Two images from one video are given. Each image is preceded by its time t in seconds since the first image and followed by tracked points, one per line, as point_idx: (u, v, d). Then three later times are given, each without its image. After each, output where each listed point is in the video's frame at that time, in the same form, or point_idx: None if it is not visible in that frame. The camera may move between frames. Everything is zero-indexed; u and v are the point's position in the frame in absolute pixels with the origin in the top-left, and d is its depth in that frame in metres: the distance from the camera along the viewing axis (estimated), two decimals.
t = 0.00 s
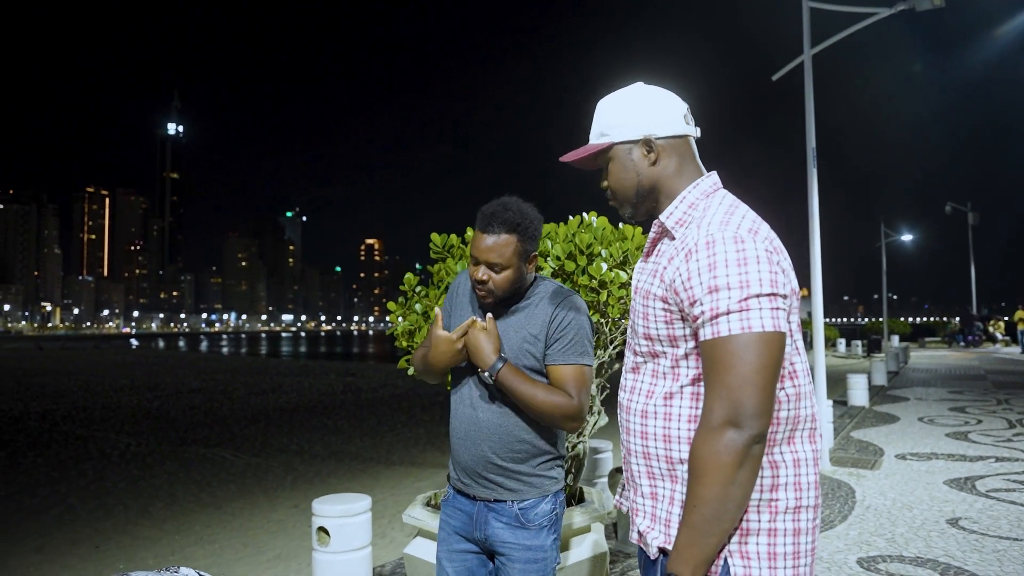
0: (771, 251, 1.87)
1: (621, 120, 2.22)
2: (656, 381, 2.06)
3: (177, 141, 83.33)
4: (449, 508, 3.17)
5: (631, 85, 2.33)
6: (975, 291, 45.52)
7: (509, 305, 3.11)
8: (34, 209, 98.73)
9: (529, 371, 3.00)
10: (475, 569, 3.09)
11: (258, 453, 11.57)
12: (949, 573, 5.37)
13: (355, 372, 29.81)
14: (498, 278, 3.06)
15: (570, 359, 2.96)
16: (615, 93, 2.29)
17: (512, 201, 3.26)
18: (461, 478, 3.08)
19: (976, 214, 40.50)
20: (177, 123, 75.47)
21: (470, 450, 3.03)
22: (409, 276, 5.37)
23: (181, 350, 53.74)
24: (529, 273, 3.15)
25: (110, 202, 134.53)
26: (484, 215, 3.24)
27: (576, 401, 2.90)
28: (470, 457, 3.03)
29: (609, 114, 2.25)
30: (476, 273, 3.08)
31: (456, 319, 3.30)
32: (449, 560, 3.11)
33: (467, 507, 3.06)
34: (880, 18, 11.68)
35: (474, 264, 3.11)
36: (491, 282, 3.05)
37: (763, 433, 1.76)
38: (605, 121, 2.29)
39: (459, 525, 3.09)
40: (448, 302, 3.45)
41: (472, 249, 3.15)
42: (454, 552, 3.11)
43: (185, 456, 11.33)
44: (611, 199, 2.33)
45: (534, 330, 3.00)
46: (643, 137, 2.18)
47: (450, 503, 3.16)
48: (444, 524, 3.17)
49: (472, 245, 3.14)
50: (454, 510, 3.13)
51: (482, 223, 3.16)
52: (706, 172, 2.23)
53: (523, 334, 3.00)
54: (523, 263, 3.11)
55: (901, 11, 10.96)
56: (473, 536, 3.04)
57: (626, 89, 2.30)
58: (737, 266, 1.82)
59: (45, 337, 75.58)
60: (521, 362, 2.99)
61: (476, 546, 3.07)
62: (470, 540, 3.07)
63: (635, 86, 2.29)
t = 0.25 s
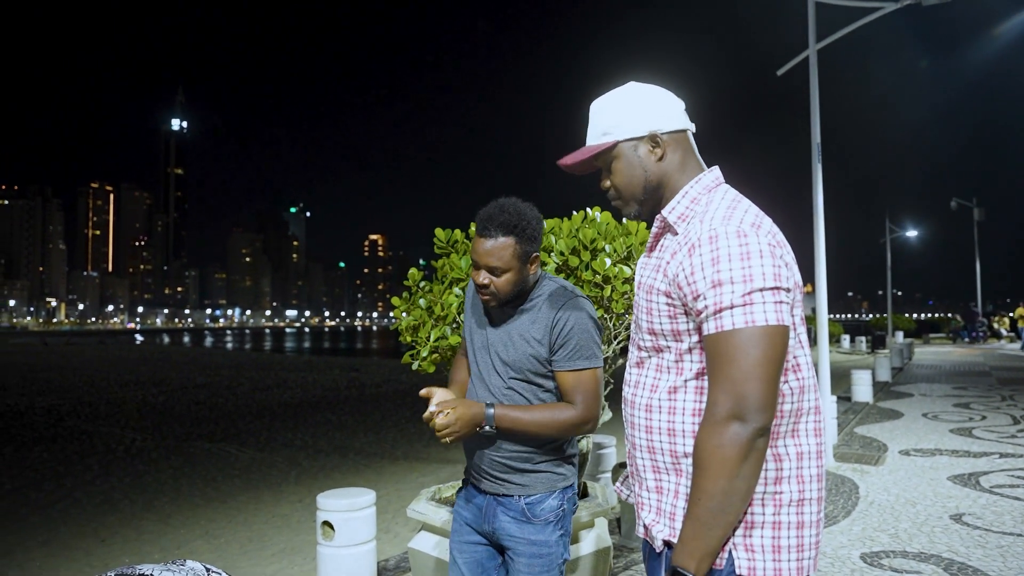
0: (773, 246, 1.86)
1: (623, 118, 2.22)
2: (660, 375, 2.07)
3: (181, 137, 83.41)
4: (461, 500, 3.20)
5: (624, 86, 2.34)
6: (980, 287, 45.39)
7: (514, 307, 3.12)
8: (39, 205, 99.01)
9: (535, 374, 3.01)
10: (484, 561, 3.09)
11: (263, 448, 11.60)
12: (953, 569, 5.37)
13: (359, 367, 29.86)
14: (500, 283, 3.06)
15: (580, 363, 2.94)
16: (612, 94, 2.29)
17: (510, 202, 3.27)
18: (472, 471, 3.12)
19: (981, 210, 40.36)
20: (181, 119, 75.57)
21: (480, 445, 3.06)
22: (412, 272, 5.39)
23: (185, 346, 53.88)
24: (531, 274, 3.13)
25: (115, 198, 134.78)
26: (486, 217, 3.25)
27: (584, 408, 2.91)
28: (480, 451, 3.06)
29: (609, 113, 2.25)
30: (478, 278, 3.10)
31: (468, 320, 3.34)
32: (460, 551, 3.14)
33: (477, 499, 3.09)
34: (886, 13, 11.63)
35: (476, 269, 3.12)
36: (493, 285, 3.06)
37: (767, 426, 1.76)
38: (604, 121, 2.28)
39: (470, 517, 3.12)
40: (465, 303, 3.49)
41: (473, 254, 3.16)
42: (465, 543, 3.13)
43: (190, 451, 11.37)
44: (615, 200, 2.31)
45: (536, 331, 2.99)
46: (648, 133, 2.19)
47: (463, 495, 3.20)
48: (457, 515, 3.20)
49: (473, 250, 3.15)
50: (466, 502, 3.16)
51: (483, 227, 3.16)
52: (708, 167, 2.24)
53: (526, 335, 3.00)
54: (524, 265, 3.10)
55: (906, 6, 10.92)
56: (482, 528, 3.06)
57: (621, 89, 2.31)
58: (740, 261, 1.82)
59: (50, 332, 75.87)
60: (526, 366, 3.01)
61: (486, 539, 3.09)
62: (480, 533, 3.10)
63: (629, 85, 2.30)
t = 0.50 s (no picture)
0: (773, 245, 1.86)
1: (623, 117, 2.22)
2: (660, 373, 2.07)
3: (182, 134, 83.41)
4: (466, 497, 3.21)
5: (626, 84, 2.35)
6: (980, 287, 45.40)
7: (512, 303, 3.13)
8: (39, 203, 98.97)
9: (532, 371, 3.01)
10: (487, 557, 3.11)
11: (263, 446, 11.61)
12: (952, 567, 5.38)
13: (359, 365, 29.87)
14: (496, 276, 3.07)
15: (572, 359, 2.91)
16: (614, 92, 2.29)
17: (507, 197, 3.27)
18: (475, 468, 3.13)
19: (982, 210, 40.36)
20: (181, 117, 75.59)
21: (483, 442, 3.08)
22: (413, 269, 5.39)
23: (186, 344, 53.90)
24: (529, 269, 3.14)
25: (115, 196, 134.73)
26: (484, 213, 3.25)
27: (578, 404, 2.88)
28: (482, 449, 3.07)
29: (610, 112, 2.25)
30: (475, 273, 3.11)
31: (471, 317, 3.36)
32: (463, 548, 3.16)
33: (480, 496, 3.10)
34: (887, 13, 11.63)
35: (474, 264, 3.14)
36: (488, 280, 3.07)
37: (766, 424, 1.77)
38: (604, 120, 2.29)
39: (474, 514, 3.14)
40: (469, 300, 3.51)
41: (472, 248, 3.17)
42: (468, 540, 3.14)
43: (190, 448, 11.38)
44: (614, 199, 2.32)
45: (532, 328, 3.00)
46: (648, 134, 2.19)
47: (467, 492, 3.21)
48: (461, 512, 3.22)
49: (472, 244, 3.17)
50: (469, 499, 3.18)
51: (480, 223, 3.17)
52: (709, 166, 2.24)
53: (524, 333, 3.01)
54: (521, 261, 3.10)
55: (908, 6, 10.91)
56: (485, 525, 3.07)
57: (622, 88, 2.31)
58: (739, 259, 1.82)
59: (49, 330, 75.90)
60: (521, 362, 3.01)
61: (488, 537, 3.09)
62: (482, 529, 3.11)
63: (631, 84, 2.30)
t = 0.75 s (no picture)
0: (771, 245, 1.86)
1: (633, 109, 2.21)
2: (659, 373, 2.07)
3: (183, 132, 83.45)
4: (466, 498, 3.21)
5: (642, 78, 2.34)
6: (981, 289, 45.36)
7: (510, 302, 3.13)
8: (40, 201, 99.00)
9: (533, 372, 3.01)
10: (488, 557, 3.10)
11: (263, 444, 11.62)
12: (952, 569, 5.37)
13: (359, 364, 29.89)
14: (489, 276, 3.07)
15: (575, 359, 2.93)
16: (627, 83, 2.28)
17: (502, 196, 3.28)
18: (476, 468, 3.12)
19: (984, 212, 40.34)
20: (183, 115, 75.63)
21: (483, 442, 3.07)
22: (414, 269, 5.39)
23: (186, 342, 53.95)
24: (525, 269, 3.12)
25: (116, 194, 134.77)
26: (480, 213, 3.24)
27: (580, 402, 2.89)
28: (483, 448, 3.06)
29: (621, 103, 2.24)
30: (472, 274, 3.11)
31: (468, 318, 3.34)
32: (464, 549, 3.15)
33: (481, 496, 3.09)
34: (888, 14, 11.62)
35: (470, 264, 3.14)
36: (484, 280, 3.08)
37: (765, 423, 1.76)
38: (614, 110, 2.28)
39: (474, 514, 3.13)
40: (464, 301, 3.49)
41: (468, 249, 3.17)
42: (469, 541, 3.14)
43: (190, 446, 11.39)
44: (614, 190, 2.32)
45: (534, 328, 2.99)
46: (656, 128, 2.18)
47: (467, 493, 3.20)
48: (461, 512, 3.21)
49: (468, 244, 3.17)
50: (470, 500, 3.17)
51: (476, 223, 3.17)
52: (711, 166, 2.23)
53: (525, 334, 3.01)
54: (518, 260, 3.10)
55: (910, 7, 10.90)
56: (486, 525, 3.07)
57: (637, 80, 2.29)
58: (737, 259, 1.82)
59: (49, 328, 75.96)
60: (521, 362, 3.01)
61: (489, 537, 3.09)
62: (483, 529, 3.10)
63: (645, 77, 2.29)
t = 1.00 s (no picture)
0: (777, 245, 1.86)
1: (618, 126, 2.22)
2: (662, 373, 2.07)
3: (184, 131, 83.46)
4: (462, 500, 3.20)
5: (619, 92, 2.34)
6: (981, 291, 45.36)
7: (514, 296, 3.12)
8: (41, 199, 99.05)
9: (537, 367, 3.00)
10: (485, 559, 3.10)
11: (262, 443, 11.62)
12: (952, 571, 5.38)
13: (359, 363, 29.89)
14: (498, 268, 3.07)
15: (581, 356, 2.95)
16: (606, 102, 2.29)
17: (510, 192, 3.31)
18: (472, 469, 3.12)
19: (984, 214, 40.35)
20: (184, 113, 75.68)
21: (481, 442, 3.07)
22: (415, 269, 5.39)
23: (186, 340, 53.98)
24: (531, 263, 3.14)
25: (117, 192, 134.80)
26: (487, 207, 3.25)
27: (585, 398, 2.91)
28: (481, 449, 3.06)
29: (606, 122, 2.24)
30: (478, 265, 3.10)
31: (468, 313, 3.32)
32: (460, 551, 3.15)
33: (478, 498, 3.09)
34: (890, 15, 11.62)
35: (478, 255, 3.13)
36: (492, 272, 3.07)
37: (769, 424, 1.76)
38: (599, 129, 2.28)
39: (471, 516, 3.12)
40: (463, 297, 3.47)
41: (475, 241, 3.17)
42: (465, 543, 3.13)
43: (189, 445, 11.38)
44: (618, 210, 2.32)
45: (540, 323, 3.00)
46: (644, 140, 2.18)
47: (463, 495, 3.20)
48: (457, 515, 3.21)
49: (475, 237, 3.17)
50: (466, 502, 3.16)
51: (485, 216, 3.19)
52: (711, 167, 2.23)
53: (530, 328, 3.01)
54: (525, 254, 3.12)
55: (911, 8, 10.90)
56: (483, 526, 3.06)
57: (615, 97, 2.30)
58: (744, 259, 1.82)
59: (50, 325, 76.02)
60: (526, 356, 3.01)
61: (486, 539, 3.08)
62: (480, 531, 3.10)
63: (618, 94, 2.31)
